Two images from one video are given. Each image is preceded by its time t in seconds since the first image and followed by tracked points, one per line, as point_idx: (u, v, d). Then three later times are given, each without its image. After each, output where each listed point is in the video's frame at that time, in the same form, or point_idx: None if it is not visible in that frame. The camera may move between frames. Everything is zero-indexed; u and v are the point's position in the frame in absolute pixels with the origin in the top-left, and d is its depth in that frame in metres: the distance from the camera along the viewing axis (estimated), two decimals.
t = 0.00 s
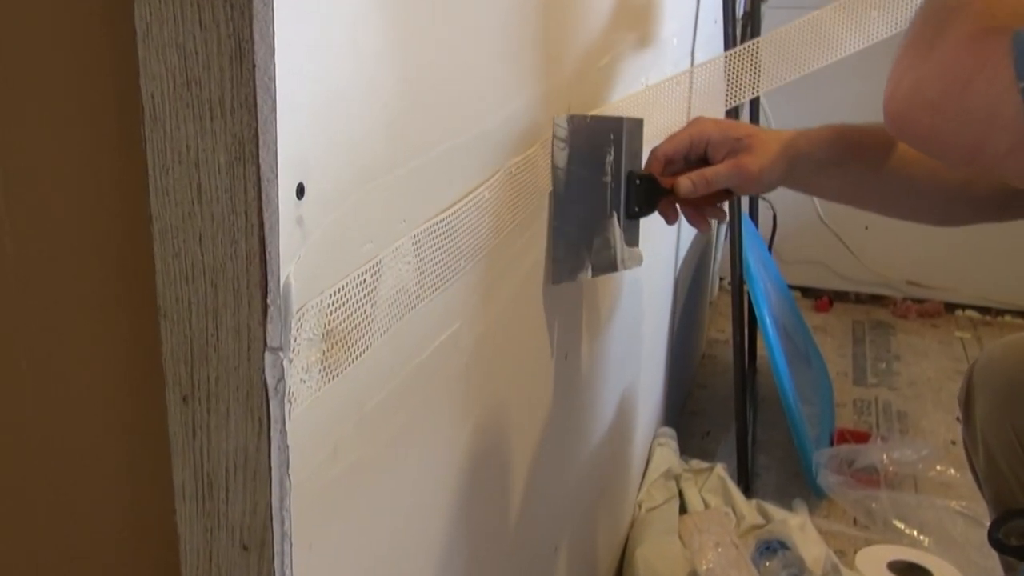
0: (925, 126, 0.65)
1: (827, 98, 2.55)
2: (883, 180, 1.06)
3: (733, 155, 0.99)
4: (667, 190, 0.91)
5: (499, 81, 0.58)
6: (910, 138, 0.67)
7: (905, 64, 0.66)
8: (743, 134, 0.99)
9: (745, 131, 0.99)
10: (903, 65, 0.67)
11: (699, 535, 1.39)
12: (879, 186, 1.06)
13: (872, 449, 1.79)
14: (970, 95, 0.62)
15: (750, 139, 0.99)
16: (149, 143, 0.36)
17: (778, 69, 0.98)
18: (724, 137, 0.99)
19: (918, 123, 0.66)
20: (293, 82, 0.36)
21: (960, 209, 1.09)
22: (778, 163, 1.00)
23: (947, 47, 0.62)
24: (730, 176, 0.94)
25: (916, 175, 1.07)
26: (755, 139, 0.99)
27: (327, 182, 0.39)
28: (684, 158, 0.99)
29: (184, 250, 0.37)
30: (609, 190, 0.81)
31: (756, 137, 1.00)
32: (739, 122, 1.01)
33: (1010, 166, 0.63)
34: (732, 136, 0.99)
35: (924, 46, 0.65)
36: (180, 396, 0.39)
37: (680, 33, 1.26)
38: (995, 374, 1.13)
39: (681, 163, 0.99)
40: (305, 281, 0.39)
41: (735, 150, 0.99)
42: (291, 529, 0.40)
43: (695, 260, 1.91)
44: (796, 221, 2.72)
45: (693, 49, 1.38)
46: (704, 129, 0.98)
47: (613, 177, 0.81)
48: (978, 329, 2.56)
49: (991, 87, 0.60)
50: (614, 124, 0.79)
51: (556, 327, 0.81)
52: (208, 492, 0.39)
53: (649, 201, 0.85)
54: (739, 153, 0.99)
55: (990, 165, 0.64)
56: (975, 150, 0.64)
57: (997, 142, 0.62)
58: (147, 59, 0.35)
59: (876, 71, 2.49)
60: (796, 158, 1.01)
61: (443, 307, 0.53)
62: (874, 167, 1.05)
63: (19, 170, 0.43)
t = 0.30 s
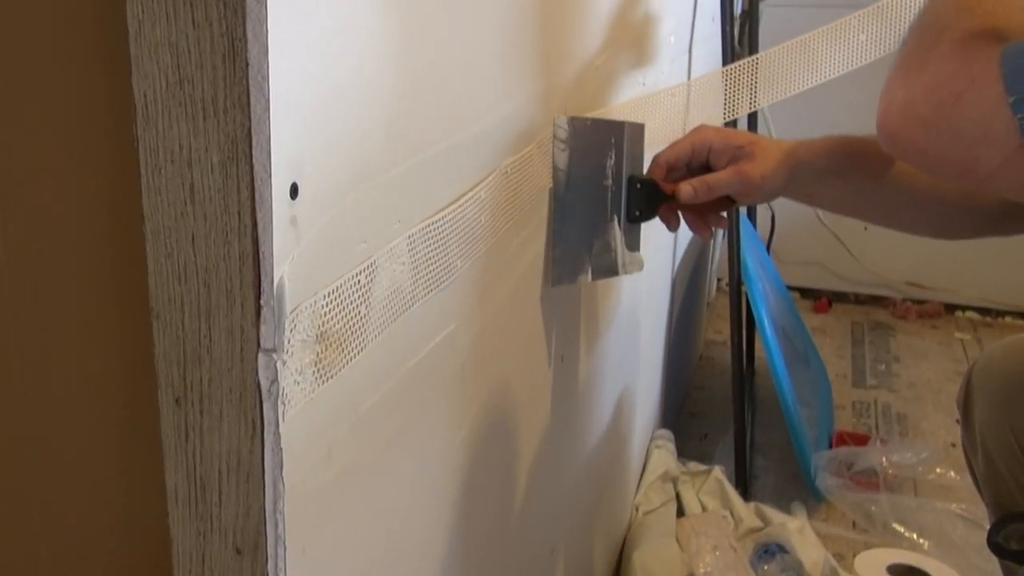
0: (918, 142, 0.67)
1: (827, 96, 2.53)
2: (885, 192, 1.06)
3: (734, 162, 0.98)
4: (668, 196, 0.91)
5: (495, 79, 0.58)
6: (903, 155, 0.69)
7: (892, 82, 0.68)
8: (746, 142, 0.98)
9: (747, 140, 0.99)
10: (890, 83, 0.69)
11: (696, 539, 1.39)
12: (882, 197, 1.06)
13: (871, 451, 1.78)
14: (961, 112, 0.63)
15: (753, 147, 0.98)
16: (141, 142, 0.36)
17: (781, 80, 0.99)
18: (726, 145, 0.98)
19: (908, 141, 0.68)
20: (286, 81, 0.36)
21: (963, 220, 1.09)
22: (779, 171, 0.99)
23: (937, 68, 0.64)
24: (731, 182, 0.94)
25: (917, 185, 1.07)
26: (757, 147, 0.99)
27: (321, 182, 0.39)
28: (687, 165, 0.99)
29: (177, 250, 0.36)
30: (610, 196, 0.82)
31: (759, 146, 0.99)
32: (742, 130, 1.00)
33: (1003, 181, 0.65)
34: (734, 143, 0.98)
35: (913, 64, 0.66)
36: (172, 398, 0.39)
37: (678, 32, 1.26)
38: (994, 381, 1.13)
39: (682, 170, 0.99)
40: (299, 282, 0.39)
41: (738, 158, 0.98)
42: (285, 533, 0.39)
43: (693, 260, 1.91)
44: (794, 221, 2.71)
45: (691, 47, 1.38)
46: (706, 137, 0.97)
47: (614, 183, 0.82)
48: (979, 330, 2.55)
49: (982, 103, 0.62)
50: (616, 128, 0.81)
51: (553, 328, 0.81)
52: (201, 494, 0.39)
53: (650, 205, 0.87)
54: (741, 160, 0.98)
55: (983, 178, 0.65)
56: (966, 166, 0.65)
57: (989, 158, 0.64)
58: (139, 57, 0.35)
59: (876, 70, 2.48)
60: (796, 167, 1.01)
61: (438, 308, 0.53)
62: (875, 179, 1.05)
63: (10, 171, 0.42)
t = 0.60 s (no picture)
0: (910, 144, 0.67)
1: (825, 96, 2.53)
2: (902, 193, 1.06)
3: (744, 158, 0.98)
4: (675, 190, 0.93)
5: (491, 77, 0.57)
6: (899, 156, 0.69)
7: (884, 85, 0.70)
8: (756, 138, 0.98)
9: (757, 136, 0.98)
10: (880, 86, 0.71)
11: (694, 543, 1.39)
12: (896, 198, 1.06)
13: (870, 454, 1.77)
14: (951, 109, 0.63)
15: (763, 144, 0.98)
16: (134, 142, 0.36)
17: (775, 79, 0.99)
18: (736, 142, 0.98)
19: (903, 142, 0.68)
20: (280, 79, 0.35)
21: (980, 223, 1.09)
22: (789, 167, 0.99)
23: (929, 69, 0.65)
24: (739, 178, 0.94)
25: (917, 188, 1.06)
26: (768, 144, 0.98)
27: (315, 182, 0.39)
28: (698, 161, 1.00)
29: (170, 251, 0.36)
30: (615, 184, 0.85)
31: (770, 143, 0.99)
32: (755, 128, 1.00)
33: (999, 178, 0.63)
34: (744, 139, 0.98)
35: (907, 65, 0.67)
36: (165, 400, 0.38)
37: (676, 30, 1.26)
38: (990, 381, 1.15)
39: (693, 166, 1.01)
40: (293, 283, 0.38)
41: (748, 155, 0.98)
42: (279, 536, 0.39)
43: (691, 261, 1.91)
44: (793, 222, 2.71)
45: (689, 46, 1.38)
46: (717, 132, 0.98)
47: (621, 173, 0.85)
48: (979, 332, 2.55)
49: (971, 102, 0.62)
50: (625, 123, 0.83)
51: (550, 329, 0.81)
52: (195, 497, 0.39)
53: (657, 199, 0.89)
54: (750, 157, 0.98)
55: (977, 176, 0.64)
56: (959, 164, 0.64)
57: (981, 154, 0.63)
58: (131, 56, 0.34)
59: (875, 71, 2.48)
60: (806, 166, 1.00)
61: (433, 308, 0.52)
62: (879, 180, 1.05)
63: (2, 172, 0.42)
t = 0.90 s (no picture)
0: (900, 147, 0.66)
1: (825, 95, 2.52)
2: (909, 196, 1.04)
3: (750, 156, 0.99)
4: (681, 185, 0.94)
5: (486, 77, 0.57)
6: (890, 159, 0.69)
7: (873, 87, 0.69)
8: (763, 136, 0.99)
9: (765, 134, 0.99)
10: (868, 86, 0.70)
11: (692, 546, 1.39)
12: (903, 198, 1.04)
13: (870, 456, 1.77)
14: (935, 112, 0.62)
15: (770, 142, 0.99)
16: (126, 142, 0.35)
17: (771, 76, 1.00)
18: (743, 139, 0.99)
19: (896, 144, 0.67)
20: (274, 77, 0.35)
21: (993, 230, 1.03)
22: (795, 167, 0.99)
23: (915, 68, 0.64)
24: (744, 174, 0.95)
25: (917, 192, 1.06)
26: (775, 142, 0.99)
27: (309, 181, 0.38)
28: (706, 157, 1.02)
29: (163, 252, 0.36)
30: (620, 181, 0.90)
31: (779, 142, 0.99)
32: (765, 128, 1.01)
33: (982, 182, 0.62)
34: (752, 137, 0.99)
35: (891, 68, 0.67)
36: (158, 402, 0.38)
37: (674, 29, 1.25)
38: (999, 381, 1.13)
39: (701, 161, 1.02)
40: (287, 284, 0.38)
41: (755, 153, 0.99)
42: (273, 539, 0.39)
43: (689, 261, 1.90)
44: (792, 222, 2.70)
45: (686, 44, 1.37)
46: (723, 129, 0.99)
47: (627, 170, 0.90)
48: (980, 334, 2.55)
49: (955, 105, 0.61)
50: (633, 118, 0.86)
51: (549, 330, 0.81)
52: (188, 500, 0.39)
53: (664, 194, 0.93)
54: (756, 155, 0.98)
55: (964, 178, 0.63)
56: (947, 165, 0.63)
57: (967, 154, 0.61)
58: (124, 54, 0.34)
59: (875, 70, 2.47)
60: (813, 168, 1.00)
61: (429, 310, 0.52)
62: (880, 182, 1.04)
63: None
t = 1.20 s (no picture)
0: (891, 148, 0.66)
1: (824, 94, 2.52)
2: (921, 195, 1.03)
3: (754, 151, 0.99)
4: (685, 181, 0.96)
5: (484, 79, 0.57)
6: (882, 161, 0.68)
7: (862, 92, 0.68)
8: (767, 133, 1.00)
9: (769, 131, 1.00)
10: (857, 92, 0.70)
11: (690, 548, 1.39)
12: (913, 198, 1.04)
13: (869, 459, 1.76)
14: (924, 113, 0.62)
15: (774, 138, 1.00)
16: (119, 141, 0.35)
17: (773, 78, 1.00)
18: (746, 135, 1.00)
19: (889, 146, 0.66)
20: (268, 76, 0.34)
21: (999, 234, 1.02)
22: (797, 161, 0.99)
23: (905, 74, 0.64)
24: (747, 169, 0.96)
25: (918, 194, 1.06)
26: (779, 138, 1.00)
27: (303, 181, 0.38)
28: (712, 154, 1.04)
29: (155, 252, 0.35)
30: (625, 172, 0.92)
31: (783, 137, 1.00)
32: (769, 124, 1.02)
33: (971, 182, 0.61)
34: (754, 132, 1.00)
35: (882, 73, 0.67)
36: (151, 404, 0.38)
37: (672, 27, 1.25)
38: (1003, 381, 1.12)
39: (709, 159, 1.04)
40: (282, 284, 0.37)
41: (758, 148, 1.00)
42: (267, 543, 0.38)
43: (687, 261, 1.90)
44: (791, 222, 2.70)
45: (684, 43, 1.37)
46: (727, 126, 1.01)
47: (632, 163, 0.92)
48: (980, 335, 2.54)
49: (944, 106, 0.61)
50: (639, 114, 0.87)
51: (545, 340, 0.80)
52: (181, 503, 0.38)
53: (667, 189, 0.95)
54: (760, 149, 0.99)
55: (953, 179, 0.62)
56: (937, 167, 0.63)
57: (956, 154, 0.61)
58: (116, 53, 0.33)
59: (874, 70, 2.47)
60: (817, 163, 1.00)
61: (424, 310, 0.52)
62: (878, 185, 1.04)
63: None
